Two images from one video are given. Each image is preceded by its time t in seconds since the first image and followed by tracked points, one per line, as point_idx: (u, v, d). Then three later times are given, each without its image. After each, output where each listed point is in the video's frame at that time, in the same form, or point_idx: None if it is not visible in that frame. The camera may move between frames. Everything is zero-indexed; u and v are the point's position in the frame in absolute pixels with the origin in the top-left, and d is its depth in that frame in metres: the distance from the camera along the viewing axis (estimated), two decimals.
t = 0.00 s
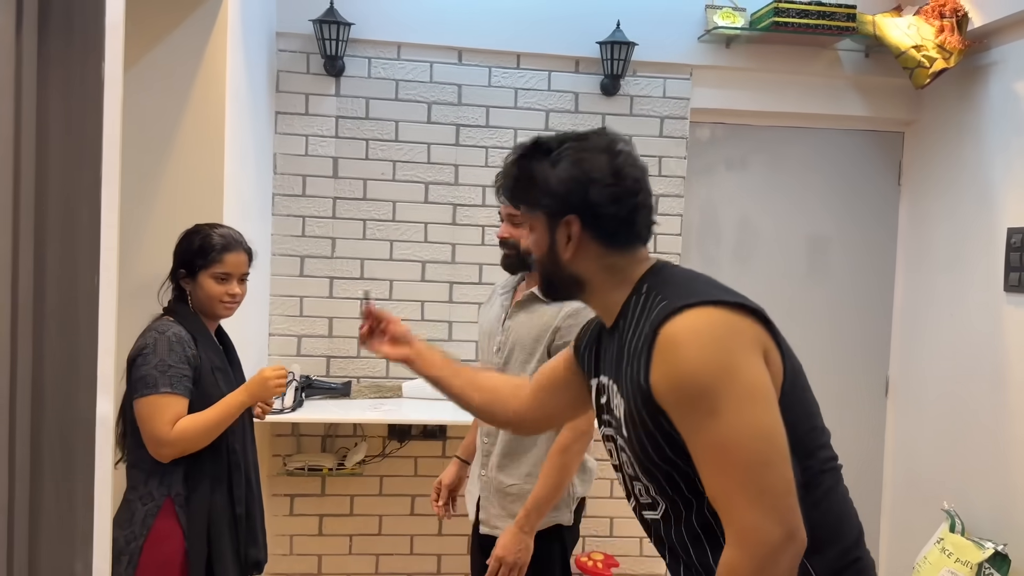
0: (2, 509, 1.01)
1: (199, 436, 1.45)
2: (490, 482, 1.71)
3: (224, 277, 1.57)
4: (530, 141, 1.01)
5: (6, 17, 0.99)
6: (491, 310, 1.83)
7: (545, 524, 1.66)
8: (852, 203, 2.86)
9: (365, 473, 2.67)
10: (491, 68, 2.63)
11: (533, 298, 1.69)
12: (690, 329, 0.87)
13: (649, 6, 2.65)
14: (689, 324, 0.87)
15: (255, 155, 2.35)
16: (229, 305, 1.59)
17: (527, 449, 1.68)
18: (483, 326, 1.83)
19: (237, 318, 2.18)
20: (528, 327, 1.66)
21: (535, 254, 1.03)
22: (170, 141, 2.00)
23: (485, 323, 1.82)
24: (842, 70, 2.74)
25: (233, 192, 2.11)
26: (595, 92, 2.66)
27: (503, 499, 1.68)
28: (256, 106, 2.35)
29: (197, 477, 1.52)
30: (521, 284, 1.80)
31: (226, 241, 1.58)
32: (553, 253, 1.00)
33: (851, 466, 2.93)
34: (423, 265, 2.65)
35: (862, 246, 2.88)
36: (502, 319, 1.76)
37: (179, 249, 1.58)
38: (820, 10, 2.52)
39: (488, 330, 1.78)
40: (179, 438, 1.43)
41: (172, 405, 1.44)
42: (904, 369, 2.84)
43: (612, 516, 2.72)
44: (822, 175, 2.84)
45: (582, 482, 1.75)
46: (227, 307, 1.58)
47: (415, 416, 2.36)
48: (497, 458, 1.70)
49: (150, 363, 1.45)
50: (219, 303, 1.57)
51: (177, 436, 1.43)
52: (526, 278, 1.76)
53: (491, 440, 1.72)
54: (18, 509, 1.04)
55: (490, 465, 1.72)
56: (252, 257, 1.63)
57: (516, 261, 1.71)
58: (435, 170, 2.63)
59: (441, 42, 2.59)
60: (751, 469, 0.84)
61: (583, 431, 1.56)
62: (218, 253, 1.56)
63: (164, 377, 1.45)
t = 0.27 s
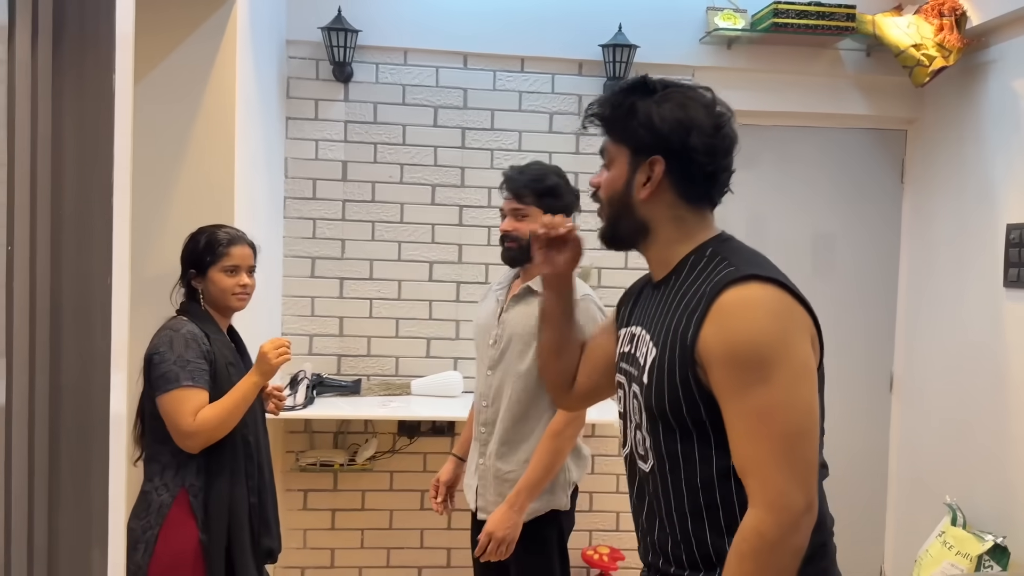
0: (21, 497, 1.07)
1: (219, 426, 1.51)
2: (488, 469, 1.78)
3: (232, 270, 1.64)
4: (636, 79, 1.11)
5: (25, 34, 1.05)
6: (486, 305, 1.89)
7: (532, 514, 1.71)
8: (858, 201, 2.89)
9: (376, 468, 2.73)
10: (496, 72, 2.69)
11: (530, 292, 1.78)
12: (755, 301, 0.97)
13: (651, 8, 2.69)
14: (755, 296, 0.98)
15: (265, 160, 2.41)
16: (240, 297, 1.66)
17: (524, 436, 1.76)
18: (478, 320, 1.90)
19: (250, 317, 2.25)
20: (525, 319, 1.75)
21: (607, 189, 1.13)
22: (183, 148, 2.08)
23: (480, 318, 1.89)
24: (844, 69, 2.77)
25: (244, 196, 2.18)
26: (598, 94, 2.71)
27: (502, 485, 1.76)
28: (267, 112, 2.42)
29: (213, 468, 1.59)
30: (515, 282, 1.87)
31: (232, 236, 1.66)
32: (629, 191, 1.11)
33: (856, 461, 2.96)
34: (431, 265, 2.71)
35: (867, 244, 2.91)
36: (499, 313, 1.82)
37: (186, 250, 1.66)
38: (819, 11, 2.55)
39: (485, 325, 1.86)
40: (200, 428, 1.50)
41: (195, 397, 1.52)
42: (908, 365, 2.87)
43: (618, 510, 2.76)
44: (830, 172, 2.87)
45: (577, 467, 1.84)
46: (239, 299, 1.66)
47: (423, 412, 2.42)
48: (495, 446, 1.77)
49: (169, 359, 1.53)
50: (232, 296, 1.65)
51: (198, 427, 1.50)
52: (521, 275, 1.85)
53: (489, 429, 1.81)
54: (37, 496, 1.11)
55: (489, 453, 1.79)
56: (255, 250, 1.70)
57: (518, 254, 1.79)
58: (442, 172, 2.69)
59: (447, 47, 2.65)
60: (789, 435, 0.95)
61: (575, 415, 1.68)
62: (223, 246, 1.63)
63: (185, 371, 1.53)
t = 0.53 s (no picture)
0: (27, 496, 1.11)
1: (222, 427, 1.55)
2: (486, 466, 1.82)
3: (229, 272, 1.68)
4: (672, 67, 1.17)
5: (25, 49, 1.10)
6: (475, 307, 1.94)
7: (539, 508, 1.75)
8: (856, 200, 2.91)
9: (378, 469, 2.77)
10: (492, 77, 2.73)
11: (522, 292, 1.83)
12: (776, 298, 1.01)
13: (644, 12, 2.73)
14: (776, 294, 1.02)
15: (265, 167, 2.46)
16: (239, 297, 1.70)
17: (522, 432, 1.81)
18: (466, 323, 1.93)
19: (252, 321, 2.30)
20: (520, 319, 1.80)
21: (637, 172, 1.20)
22: (184, 156, 2.12)
23: (469, 321, 1.93)
24: (836, 69, 2.81)
25: (243, 202, 2.22)
26: (593, 97, 2.75)
27: (499, 482, 1.79)
28: (266, 120, 2.46)
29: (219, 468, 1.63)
30: (502, 283, 1.92)
31: (226, 240, 1.70)
32: (659, 174, 1.17)
33: (854, 457, 2.98)
34: (430, 268, 2.75)
35: (864, 242, 2.93)
36: (490, 314, 1.87)
37: (184, 256, 1.70)
38: (809, 12, 2.58)
39: (475, 326, 1.90)
40: (203, 429, 1.54)
41: (195, 399, 1.55)
42: (904, 361, 2.89)
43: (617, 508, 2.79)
44: (827, 170, 2.90)
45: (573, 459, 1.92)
46: (238, 300, 1.69)
47: (423, 413, 2.46)
48: (492, 443, 1.81)
49: (171, 362, 1.57)
50: (230, 297, 1.69)
51: (200, 428, 1.54)
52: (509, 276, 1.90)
53: (485, 427, 1.84)
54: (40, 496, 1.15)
55: (486, 451, 1.82)
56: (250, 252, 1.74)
57: (519, 252, 1.85)
58: (440, 176, 2.73)
59: (443, 53, 2.69)
60: (801, 429, 0.99)
61: (576, 409, 1.76)
62: (218, 250, 1.67)
63: (187, 373, 1.57)
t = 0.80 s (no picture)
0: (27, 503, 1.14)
1: (221, 433, 1.58)
2: (483, 469, 1.83)
3: (219, 280, 1.71)
4: (660, 83, 1.18)
5: (20, 66, 1.12)
6: (468, 312, 1.96)
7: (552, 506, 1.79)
8: (848, 200, 2.94)
9: (377, 473, 2.80)
10: (484, 84, 2.76)
11: (515, 296, 1.86)
12: (782, 316, 1.03)
13: (634, 17, 2.76)
14: (782, 311, 1.03)
15: (261, 176, 2.49)
16: (230, 304, 1.72)
17: (518, 433, 1.83)
18: (459, 329, 1.95)
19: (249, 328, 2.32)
20: (516, 322, 1.83)
21: (638, 189, 1.21)
22: (179, 167, 2.14)
23: (461, 326, 1.95)
24: (824, 72, 2.84)
25: (239, 211, 2.24)
26: (585, 102, 2.78)
27: (495, 483, 1.81)
28: (261, 130, 2.49)
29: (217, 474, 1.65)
30: (494, 288, 1.95)
31: (215, 250, 1.73)
32: (660, 192, 1.18)
33: (849, 456, 3.00)
34: (426, 274, 2.78)
35: (856, 243, 2.96)
36: (483, 319, 1.89)
37: (173, 268, 1.73)
38: (797, 16, 2.62)
39: (468, 331, 1.92)
40: (204, 435, 1.57)
41: (192, 405, 1.58)
42: (898, 360, 2.92)
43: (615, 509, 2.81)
44: (817, 172, 2.93)
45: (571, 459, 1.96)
46: (229, 306, 1.72)
47: (420, 417, 2.48)
48: (489, 446, 1.83)
49: (165, 370, 1.59)
50: (222, 304, 1.71)
51: (201, 434, 1.56)
52: (500, 282, 1.93)
53: (481, 431, 1.85)
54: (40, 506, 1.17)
55: (481, 453, 1.84)
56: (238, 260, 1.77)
57: (513, 257, 1.87)
58: (435, 183, 2.76)
59: (435, 61, 2.72)
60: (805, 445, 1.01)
61: (576, 410, 1.79)
62: (207, 260, 1.70)
63: (182, 381, 1.59)
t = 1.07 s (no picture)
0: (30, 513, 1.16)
1: (223, 441, 1.61)
2: (479, 473, 1.85)
3: (214, 292, 1.73)
4: (638, 98, 1.20)
5: (18, 82, 1.14)
6: (463, 318, 1.98)
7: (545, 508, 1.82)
8: (841, 202, 2.96)
9: (377, 480, 2.81)
10: (479, 91, 2.78)
11: (510, 302, 1.88)
12: (776, 322, 1.05)
13: (626, 23, 2.78)
14: (776, 317, 1.05)
15: (257, 186, 2.51)
16: (226, 314, 1.74)
17: (513, 437, 1.85)
18: (455, 334, 1.97)
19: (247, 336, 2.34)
20: (510, 327, 1.85)
21: (632, 206, 1.22)
22: (177, 178, 2.17)
23: (457, 331, 1.97)
24: (816, 75, 2.87)
25: (236, 221, 2.26)
26: (578, 108, 2.81)
27: (489, 487, 1.83)
28: (258, 140, 2.51)
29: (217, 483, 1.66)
30: (490, 294, 1.97)
31: (210, 262, 1.75)
32: (654, 205, 1.20)
33: (846, 456, 3.02)
34: (423, 280, 2.80)
35: (849, 244, 2.98)
36: (478, 324, 1.91)
37: (167, 282, 1.74)
38: (788, 20, 2.65)
39: (463, 336, 1.94)
40: (206, 445, 1.59)
41: (191, 416, 1.60)
42: (893, 360, 2.93)
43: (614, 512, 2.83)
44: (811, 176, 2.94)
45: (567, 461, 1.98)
46: (225, 318, 1.74)
47: (419, 423, 2.50)
48: (485, 450, 1.85)
49: (163, 383, 1.61)
50: (218, 316, 1.73)
51: (203, 443, 1.58)
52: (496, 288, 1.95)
53: (477, 435, 1.88)
54: (43, 517, 1.19)
55: (478, 457, 1.86)
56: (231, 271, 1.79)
57: (509, 264, 1.89)
58: (430, 190, 2.78)
59: (430, 69, 2.75)
60: (799, 449, 1.03)
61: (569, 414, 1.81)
62: (201, 272, 1.72)
63: (180, 393, 1.61)
